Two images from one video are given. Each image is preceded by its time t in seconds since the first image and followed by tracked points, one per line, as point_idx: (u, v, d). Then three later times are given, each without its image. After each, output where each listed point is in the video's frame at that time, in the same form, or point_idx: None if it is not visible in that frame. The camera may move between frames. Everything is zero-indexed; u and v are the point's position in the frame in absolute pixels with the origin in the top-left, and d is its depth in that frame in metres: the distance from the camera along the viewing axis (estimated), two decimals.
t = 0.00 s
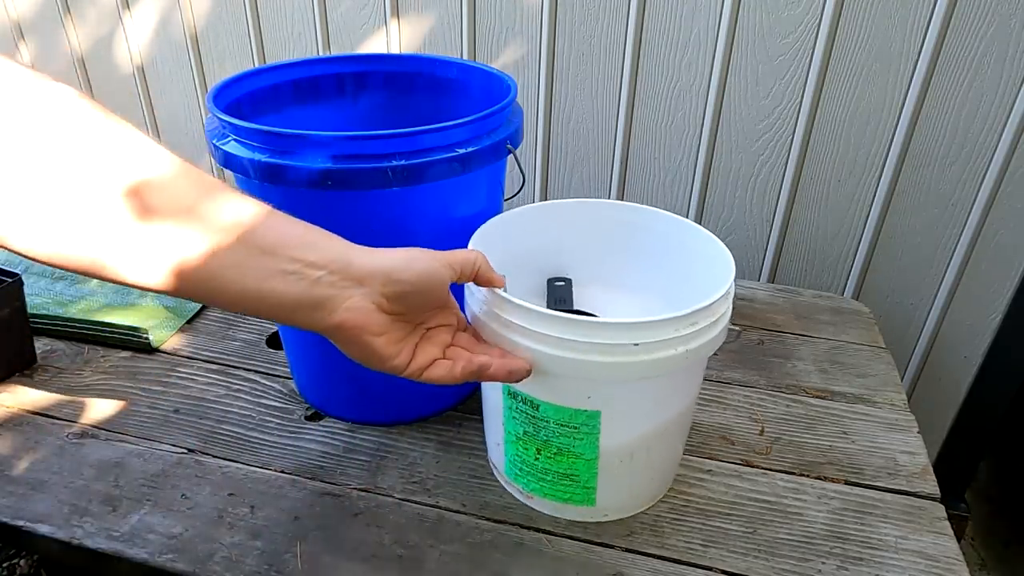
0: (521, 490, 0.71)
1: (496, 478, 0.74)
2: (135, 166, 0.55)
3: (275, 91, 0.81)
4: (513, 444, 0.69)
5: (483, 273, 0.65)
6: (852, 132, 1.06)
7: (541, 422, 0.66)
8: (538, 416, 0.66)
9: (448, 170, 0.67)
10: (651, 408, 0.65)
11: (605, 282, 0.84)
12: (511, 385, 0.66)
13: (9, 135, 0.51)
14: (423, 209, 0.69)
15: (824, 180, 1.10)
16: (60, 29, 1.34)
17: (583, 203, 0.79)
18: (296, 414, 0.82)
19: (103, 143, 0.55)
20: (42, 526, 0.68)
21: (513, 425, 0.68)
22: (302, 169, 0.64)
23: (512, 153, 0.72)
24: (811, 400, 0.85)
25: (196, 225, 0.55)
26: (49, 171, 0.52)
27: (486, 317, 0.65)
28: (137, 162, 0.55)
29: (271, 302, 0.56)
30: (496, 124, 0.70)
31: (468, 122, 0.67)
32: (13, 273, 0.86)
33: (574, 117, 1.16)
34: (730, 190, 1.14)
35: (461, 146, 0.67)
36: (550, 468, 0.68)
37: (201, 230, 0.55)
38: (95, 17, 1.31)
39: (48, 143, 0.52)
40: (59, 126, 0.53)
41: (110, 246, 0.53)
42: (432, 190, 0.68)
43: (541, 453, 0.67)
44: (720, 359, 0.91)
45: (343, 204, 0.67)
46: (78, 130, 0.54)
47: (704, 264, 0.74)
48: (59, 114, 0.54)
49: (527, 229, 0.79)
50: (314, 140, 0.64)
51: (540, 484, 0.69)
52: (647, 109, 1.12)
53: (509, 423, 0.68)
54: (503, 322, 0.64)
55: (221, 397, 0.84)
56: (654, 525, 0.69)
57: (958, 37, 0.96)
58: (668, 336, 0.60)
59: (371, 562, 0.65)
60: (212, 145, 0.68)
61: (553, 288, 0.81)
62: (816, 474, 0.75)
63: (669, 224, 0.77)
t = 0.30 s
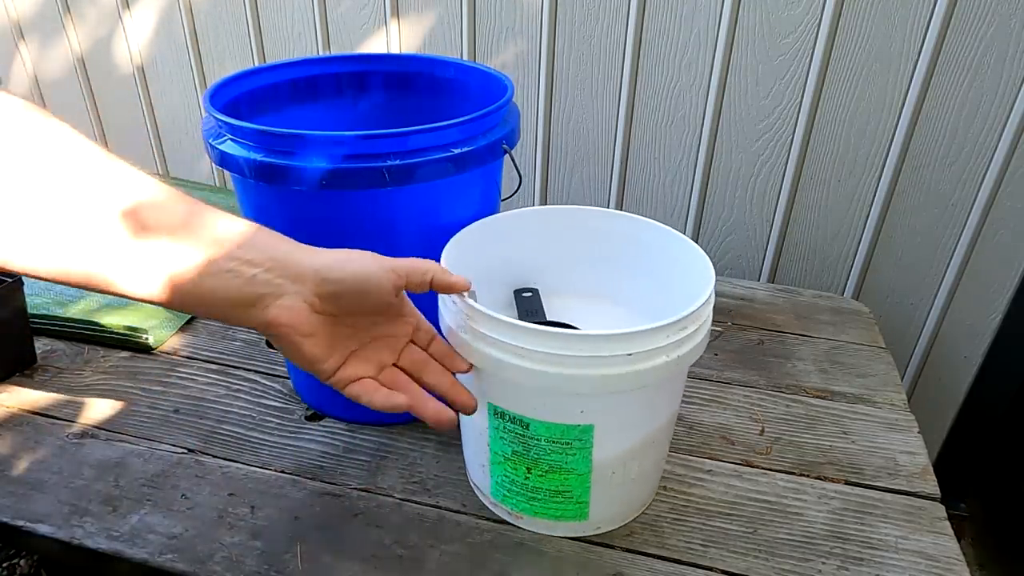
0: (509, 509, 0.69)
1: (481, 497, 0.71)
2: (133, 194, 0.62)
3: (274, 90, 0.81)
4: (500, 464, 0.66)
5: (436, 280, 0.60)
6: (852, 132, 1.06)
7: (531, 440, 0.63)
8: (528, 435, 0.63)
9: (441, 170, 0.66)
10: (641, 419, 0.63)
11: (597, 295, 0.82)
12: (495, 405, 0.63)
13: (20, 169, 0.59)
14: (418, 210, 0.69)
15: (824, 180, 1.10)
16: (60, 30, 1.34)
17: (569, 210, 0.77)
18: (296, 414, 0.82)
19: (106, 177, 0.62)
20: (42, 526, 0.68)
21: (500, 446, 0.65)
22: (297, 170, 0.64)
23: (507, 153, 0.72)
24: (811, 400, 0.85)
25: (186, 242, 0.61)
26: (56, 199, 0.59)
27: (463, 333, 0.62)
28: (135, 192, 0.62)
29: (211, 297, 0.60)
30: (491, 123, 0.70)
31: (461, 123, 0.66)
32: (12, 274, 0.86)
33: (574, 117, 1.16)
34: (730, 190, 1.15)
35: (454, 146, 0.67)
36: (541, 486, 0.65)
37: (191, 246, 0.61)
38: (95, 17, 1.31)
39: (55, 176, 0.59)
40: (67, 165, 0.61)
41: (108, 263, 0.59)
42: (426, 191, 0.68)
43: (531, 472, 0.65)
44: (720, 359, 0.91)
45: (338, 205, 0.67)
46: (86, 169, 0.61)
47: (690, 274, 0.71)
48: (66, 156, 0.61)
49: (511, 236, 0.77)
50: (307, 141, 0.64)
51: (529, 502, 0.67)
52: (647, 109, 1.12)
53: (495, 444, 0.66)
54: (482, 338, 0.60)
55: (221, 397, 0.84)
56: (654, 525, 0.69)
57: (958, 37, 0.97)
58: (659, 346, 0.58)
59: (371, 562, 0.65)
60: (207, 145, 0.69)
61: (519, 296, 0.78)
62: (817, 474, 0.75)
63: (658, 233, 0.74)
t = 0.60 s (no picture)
0: (509, 509, 0.69)
1: (481, 497, 0.71)
2: (127, 189, 0.55)
3: (274, 90, 0.81)
4: (500, 464, 0.67)
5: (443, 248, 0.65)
6: (852, 132, 1.06)
7: (531, 440, 0.63)
8: (528, 435, 0.63)
9: (441, 170, 0.66)
10: (642, 419, 0.63)
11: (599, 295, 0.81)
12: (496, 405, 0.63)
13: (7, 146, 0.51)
14: (418, 210, 0.69)
15: (824, 180, 1.10)
16: (60, 29, 1.34)
17: (572, 210, 0.77)
18: (296, 414, 0.82)
19: (97, 162, 0.54)
20: (42, 526, 0.68)
21: (500, 446, 0.65)
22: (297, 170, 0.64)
23: (507, 153, 0.72)
24: (811, 400, 0.85)
25: (186, 247, 0.57)
26: (46, 196, 0.52)
27: (462, 332, 0.62)
28: (134, 182, 0.55)
29: (240, 270, 0.59)
30: (491, 123, 0.70)
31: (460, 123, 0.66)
32: (12, 274, 0.86)
33: (574, 117, 1.16)
34: (730, 190, 1.14)
35: (454, 146, 0.67)
36: (540, 486, 0.65)
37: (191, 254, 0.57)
38: (95, 17, 1.31)
39: (42, 168, 0.52)
40: (52, 150, 0.53)
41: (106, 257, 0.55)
42: (426, 191, 0.68)
43: (530, 471, 0.65)
44: (721, 358, 0.91)
45: (338, 205, 0.67)
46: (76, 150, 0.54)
47: (692, 277, 0.71)
48: (53, 136, 0.53)
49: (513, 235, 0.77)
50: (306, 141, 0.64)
51: (529, 502, 0.67)
52: (647, 109, 1.12)
53: (496, 444, 0.66)
54: (482, 337, 0.60)
55: (221, 397, 0.84)
56: (654, 525, 0.69)
57: (958, 37, 0.97)
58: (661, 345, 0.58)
59: (371, 562, 0.65)
60: (207, 145, 0.68)
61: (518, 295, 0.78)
62: (817, 474, 0.75)
63: (660, 234, 0.74)
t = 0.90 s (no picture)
0: (511, 525, 0.67)
1: (478, 517, 0.69)
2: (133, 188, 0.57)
3: (271, 90, 0.81)
4: (501, 480, 0.65)
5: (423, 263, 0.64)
6: (852, 132, 1.06)
7: (537, 452, 0.62)
8: (533, 446, 0.62)
9: (421, 173, 0.66)
10: (640, 416, 0.63)
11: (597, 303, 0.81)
12: (499, 421, 0.62)
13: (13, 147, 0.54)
14: (401, 212, 0.69)
15: (824, 180, 1.10)
16: (61, 30, 1.34)
17: (569, 215, 0.77)
18: (296, 414, 0.82)
19: (102, 172, 0.57)
20: (42, 526, 0.68)
21: (501, 461, 0.64)
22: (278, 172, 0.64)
23: (494, 158, 0.71)
24: (811, 400, 0.85)
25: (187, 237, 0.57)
26: (49, 188, 0.53)
27: (457, 348, 0.60)
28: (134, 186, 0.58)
29: (211, 299, 0.57)
30: (477, 126, 0.69)
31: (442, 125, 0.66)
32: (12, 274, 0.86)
33: (574, 117, 1.16)
34: (730, 190, 1.14)
35: (436, 149, 0.66)
36: (546, 496, 0.64)
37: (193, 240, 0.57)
38: (95, 17, 1.31)
39: (48, 165, 0.54)
40: (61, 156, 0.56)
41: (106, 255, 0.54)
42: (408, 194, 0.68)
43: (535, 484, 0.64)
44: (720, 358, 0.91)
45: (321, 207, 0.67)
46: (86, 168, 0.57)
47: (679, 287, 0.70)
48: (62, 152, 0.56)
49: (506, 237, 0.77)
50: (289, 142, 0.64)
51: (533, 514, 0.66)
52: (647, 109, 1.12)
53: (497, 460, 0.64)
54: (482, 351, 0.59)
55: (221, 397, 0.84)
56: (654, 525, 0.69)
57: (958, 37, 0.97)
58: (661, 342, 0.59)
59: (371, 562, 0.65)
60: (195, 144, 0.69)
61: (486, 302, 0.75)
62: (817, 474, 0.75)
63: (654, 243, 0.73)
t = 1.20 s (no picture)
0: (511, 526, 0.67)
1: (478, 517, 0.69)
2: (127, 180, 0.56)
3: (271, 90, 0.81)
4: (501, 480, 0.65)
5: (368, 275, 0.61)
6: (852, 132, 1.06)
7: (537, 452, 0.62)
8: (533, 446, 0.62)
9: (422, 173, 0.66)
10: (640, 417, 0.63)
11: (597, 303, 0.81)
12: (499, 421, 0.62)
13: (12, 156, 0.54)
14: (401, 212, 0.69)
15: (824, 180, 1.10)
16: (61, 30, 1.34)
17: (570, 215, 0.77)
18: (296, 414, 0.82)
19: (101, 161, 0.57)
20: (42, 526, 0.68)
21: (501, 461, 0.64)
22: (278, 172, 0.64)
23: (494, 157, 0.71)
24: (811, 400, 0.85)
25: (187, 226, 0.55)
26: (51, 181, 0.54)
27: (456, 348, 0.60)
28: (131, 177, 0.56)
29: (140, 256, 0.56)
30: (478, 127, 0.69)
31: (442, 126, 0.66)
32: (12, 274, 0.86)
33: (574, 117, 1.16)
34: (730, 190, 1.14)
35: (436, 149, 0.66)
36: (546, 496, 0.64)
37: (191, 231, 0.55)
38: (96, 17, 1.31)
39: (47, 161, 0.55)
40: (58, 152, 0.56)
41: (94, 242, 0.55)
42: (408, 194, 0.68)
43: (535, 484, 0.64)
44: (721, 358, 0.91)
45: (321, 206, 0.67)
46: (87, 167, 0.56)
47: (679, 289, 0.70)
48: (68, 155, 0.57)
49: (506, 237, 0.77)
50: (290, 142, 0.64)
51: (532, 514, 0.66)
52: (647, 109, 1.12)
53: (497, 460, 0.64)
54: (481, 351, 0.58)
55: (221, 397, 0.84)
56: (654, 525, 0.69)
57: (958, 37, 0.97)
58: (661, 341, 0.59)
59: (371, 562, 0.65)
60: (195, 144, 0.69)
61: (485, 302, 0.75)
62: (817, 474, 0.75)
63: (654, 243, 0.73)
